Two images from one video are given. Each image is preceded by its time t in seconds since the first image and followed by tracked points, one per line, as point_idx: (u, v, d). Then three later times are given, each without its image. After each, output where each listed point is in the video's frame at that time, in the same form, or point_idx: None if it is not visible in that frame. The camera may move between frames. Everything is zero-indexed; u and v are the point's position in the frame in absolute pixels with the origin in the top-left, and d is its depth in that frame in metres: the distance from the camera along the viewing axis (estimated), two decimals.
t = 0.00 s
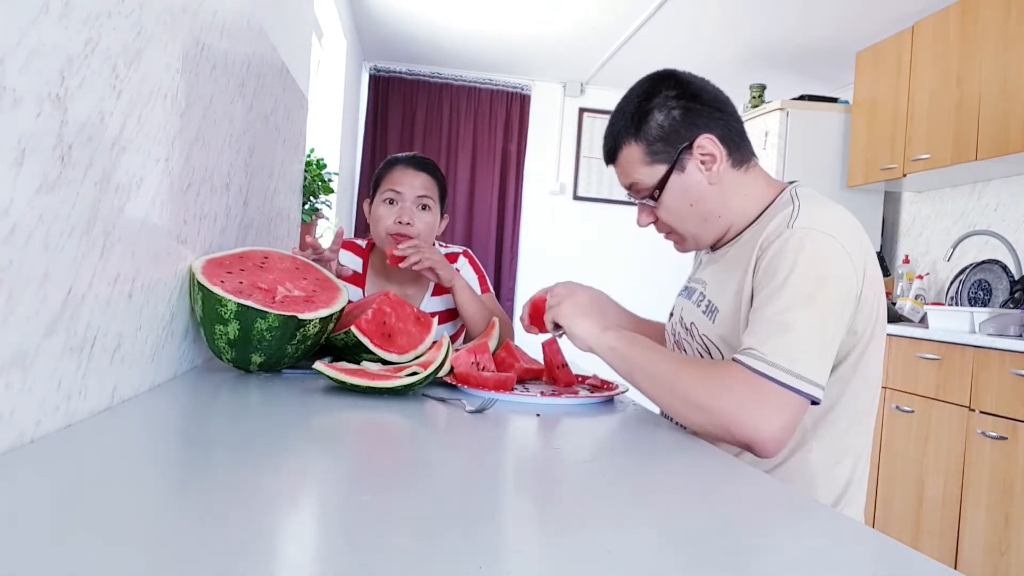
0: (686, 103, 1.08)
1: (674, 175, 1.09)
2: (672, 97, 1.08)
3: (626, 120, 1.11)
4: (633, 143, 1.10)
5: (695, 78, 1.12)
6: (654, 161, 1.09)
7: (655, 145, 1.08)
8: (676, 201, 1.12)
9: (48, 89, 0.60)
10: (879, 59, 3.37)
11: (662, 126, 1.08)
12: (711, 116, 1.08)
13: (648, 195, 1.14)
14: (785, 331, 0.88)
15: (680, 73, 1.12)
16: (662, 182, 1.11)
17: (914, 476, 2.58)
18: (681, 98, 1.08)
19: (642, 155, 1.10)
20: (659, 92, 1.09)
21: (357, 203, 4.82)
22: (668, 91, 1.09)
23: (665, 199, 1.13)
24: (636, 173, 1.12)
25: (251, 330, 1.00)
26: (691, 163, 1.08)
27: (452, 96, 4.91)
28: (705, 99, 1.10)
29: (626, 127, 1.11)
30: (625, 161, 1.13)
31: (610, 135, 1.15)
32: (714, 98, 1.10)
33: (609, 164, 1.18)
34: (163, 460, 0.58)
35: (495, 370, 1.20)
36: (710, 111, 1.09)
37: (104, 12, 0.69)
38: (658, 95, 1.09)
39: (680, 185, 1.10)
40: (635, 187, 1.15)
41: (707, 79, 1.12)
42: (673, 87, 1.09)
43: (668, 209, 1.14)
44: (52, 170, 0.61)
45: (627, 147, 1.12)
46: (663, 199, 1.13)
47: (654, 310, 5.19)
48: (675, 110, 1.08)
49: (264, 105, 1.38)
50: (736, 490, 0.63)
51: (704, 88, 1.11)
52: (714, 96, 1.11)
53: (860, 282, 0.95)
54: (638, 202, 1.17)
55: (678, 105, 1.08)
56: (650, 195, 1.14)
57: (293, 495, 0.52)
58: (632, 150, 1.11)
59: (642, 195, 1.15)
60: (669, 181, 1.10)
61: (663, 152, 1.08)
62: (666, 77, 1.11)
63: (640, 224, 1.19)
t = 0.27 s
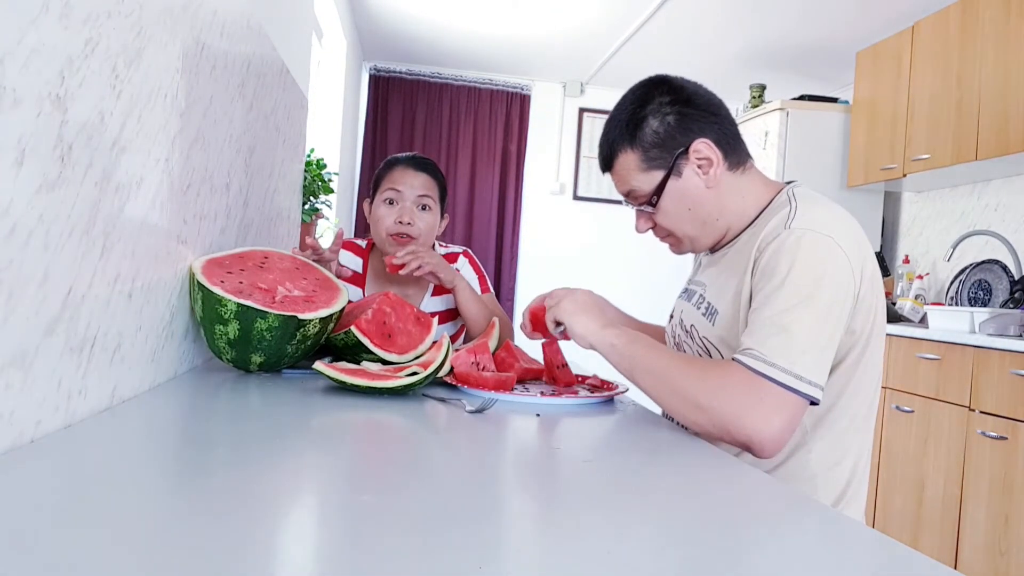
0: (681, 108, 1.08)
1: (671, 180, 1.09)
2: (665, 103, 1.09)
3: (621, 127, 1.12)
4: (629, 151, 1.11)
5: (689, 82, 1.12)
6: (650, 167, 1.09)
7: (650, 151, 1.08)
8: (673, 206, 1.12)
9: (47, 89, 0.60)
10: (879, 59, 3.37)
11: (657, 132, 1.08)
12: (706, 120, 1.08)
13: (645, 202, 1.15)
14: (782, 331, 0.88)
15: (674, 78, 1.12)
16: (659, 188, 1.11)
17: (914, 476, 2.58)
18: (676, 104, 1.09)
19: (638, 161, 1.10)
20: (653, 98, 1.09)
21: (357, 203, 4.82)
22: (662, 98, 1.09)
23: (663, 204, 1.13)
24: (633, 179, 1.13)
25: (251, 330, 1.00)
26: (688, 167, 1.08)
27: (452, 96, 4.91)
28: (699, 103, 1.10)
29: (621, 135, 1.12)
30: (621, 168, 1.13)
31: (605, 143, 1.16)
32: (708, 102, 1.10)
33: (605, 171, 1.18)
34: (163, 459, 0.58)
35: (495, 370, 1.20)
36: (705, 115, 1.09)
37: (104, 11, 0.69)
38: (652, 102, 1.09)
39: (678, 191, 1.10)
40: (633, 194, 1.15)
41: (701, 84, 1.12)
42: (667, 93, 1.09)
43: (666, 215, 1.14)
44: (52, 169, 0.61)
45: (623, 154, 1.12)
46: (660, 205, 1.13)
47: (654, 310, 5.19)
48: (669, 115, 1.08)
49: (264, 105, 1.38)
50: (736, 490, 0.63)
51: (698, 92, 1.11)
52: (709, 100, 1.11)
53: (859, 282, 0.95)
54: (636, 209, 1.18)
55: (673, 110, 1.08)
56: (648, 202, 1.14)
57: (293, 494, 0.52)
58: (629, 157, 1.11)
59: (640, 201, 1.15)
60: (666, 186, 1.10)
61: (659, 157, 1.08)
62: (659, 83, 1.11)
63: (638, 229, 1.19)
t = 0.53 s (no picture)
0: (680, 109, 1.08)
1: (671, 182, 1.09)
2: (665, 104, 1.08)
3: (621, 129, 1.11)
4: (628, 152, 1.10)
5: (687, 83, 1.12)
6: (651, 169, 1.09)
7: (650, 153, 1.08)
8: (674, 207, 1.12)
9: (47, 89, 0.60)
10: (879, 59, 3.37)
11: (657, 134, 1.08)
12: (705, 121, 1.08)
13: (646, 203, 1.14)
14: (783, 329, 0.88)
15: (672, 79, 1.12)
16: (659, 190, 1.11)
17: (914, 476, 2.58)
18: (675, 105, 1.08)
19: (638, 163, 1.10)
20: (652, 99, 1.09)
21: (357, 203, 4.82)
22: (661, 99, 1.09)
23: (663, 206, 1.13)
24: (633, 182, 1.12)
25: (251, 330, 1.00)
26: (688, 169, 1.08)
27: (452, 96, 4.91)
28: (699, 104, 1.10)
29: (621, 137, 1.11)
30: (621, 170, 1.13)
31: (604, 145, 1.15)
32: (707, 103, 1.10)
33: (605, 172, 1.18)
34: (163, 459, 0.58)
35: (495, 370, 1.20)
36: (704, 116, 1.09)
37: (104, 11, 0.69)
38: (651, 103, 1.09)
39: (679, 192, 1.10)
40: (633, 196, 1.15)
41: (699, 85, 1.12)
42: (666, 94, 1.09)
43: (667, 216, 1.14)
44: (51, 169, 0.61)
45: (623, 156, 1.12)
46: (661, 206, 1.13)
47: (654, 310, 5.20)
48: (669, 117, 1.08)
49: (264, 105, 1.38)
50: (737, 489, 0.63)
51: (697, 93, 1.11)
52: (708, 101, 1.11)
53: (859, 282, 0.95)
54: (635, 210, 1.17)
55: (673, 112, 1.08)
56: (648, 203, 1.14)
57: (293, 494, 0.52)
58: (628, 159, 1.11)
59: (640, 203, 1.15)
60: (666, 188, 1.10)
61: (659, 159, 1.08)
62: (658, 85, 1.11)
63: (638, 231, 1.19)
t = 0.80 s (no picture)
0: (680, 112, 1.07)
1: (671, 184, 1.09)
2: (665, 106, 1.08)
3: (620, 132, 1.11)
4: (628, 155, 1.10)
5: (686, 85, 1.12)
6: (651, 171, 1.09)
7: (650, 156, 1.08)
8: (674, 210, 1.12)
9: (47, 89, 0.60)
10: (879, 59, 3.37)
11: (656, 137, 1.07)
12: (704, 123, 1.08)
13: (646, 206, 1.14)
14: (782, 329, 0.88)
15: (671, 81, 1.12)
16: (659, 192, 1.11)
17: (915, 476, 2.58)
18: (674, 107, 1.08)
19: (638, 166, 1.09)
20: (652, 102, 1.08)
21: (357, 203, 4.82)
22: (661, 101, 1.08)
23: (663, 209, 1.12)
24: (633, 185, 1.12)
25: (251, 330, 1.00)
26: (688, 171, 1.08)
27: (452, 96, 4.91)
28: (698, 106, 1.09)
29: (620, 139, 1.11)
30: (620, 173, 1.13)
31: (603, 147, 1.15)
32: (707, 105, 1.10)
33: (604, 175, 1.17)
34: (163, 459, 0.58)
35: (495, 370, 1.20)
36: (704, 118, 1.09)
37: (104, 12, 0.69)
38: (650, 106, 1.09)
39: (679, 194, 1.10)
40: (632, 199, 1.14)
41: (698, 86, 1.12)
42: (665, 97, 1.09)
43: (667, 218, 1.14)
44: (52, 169, 0.61)
45: (623, 159, 1.11)
46: (661, 209, 1.13)
47: (654, 310, 5.19)
48: (669, 119, 1.07)
49: (264, 105, 1.38)
50: (738, 489, 0.63)
51: (696, 95, 1.10)
52: (707, 103, 1.11)
53: (859, 282, 0.95)
54: (635, 213, 1.17)
55: (672, 114, 1.07)
56: (648, 206, 1.14)
57: (293, 494, 0.52)
58: (628, 162, 1.10)
59: (640, 206, 1.15)
60: (666, 191, 1.10)
61: (659, 162, 1.08)
62: (657, 87, 1.11)
63: (638, 233, 1.19)
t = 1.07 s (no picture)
0: (681, 114, 1.07)
1: (673, 186, 1.09)
2: (666, 108, 1.07)
3: (622, 134, 1.10)
4: (630, 157, 1.10)
5: (687, 86, 1.11)
6: (652, 174, 1.09)
7: (652, 159, 1.08)
8: (675, 211, 1.12)
9: (47, 89, 0.60)
10: (879, 59, 3.38)
11: (658, 139, 1.07)
12: (706, 125, 1.08)
13: (647, 208, 1.14)
14: (782, 329, 0.88)
15: (672, 82, 1.11)
16: (661, 195, 1.10)
17: (914, 476, 2.58)
18: (676, 109, 1.07)
19: (639, 168, 1.09)
20: (653, 104, 1.08)
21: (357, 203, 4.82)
22: (662, 103, 1.08)
23: (664, 210, 1.12)
24: (634, 187, 1.12)
25: (251, 330, 1.00)
26: (689, 173, 1.08)
27: (452, 96, 4.91)
28: (700, 107, 1.09)
29: (622, 141, 1.10)
30: (622, 175, 1.13)
31: (604, 149, 1.15)
32: (708, 106, 1.10)
33: (605, 176, 1.17)
34: (162, 459, 0.58)
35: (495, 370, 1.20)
36: (705, 120, 1.08)
37: (104, 11, 0.69)
38: (652, 107, 1.08)
39: (680, 196, 1.10)
40: (633, 201, 1.14)
41: (699, 87, 1.11)
42: (667, 98, 1.08)
43: (668, 220, 1.14)
44: (51, 169, 0.61)
45: (624, 161, 1.11)
46: (662, 211, 1.13)
47: (654, 310, 5.20)
48: (670, 122, 1.07)
49: (264, 105, 1.38)
50: (737, 489, 0.63)
51: (697, 96, 1.10)
52: (708, 104, 1.10)
53: (859, 282, 0.95)
54: (636, 214, 1.17)
55: (674, 116, 1.07)
56: (649, 208, 1.13)
57: (293, 493, 0.52)
58: (630, 164, 1.10)
59: (642, 208, 1.14)
60: (668, 193, 1.10)
61: (661, 165, 1.08)
62: (657, 88, 1.10)
63: (639, 234, 1.19)
